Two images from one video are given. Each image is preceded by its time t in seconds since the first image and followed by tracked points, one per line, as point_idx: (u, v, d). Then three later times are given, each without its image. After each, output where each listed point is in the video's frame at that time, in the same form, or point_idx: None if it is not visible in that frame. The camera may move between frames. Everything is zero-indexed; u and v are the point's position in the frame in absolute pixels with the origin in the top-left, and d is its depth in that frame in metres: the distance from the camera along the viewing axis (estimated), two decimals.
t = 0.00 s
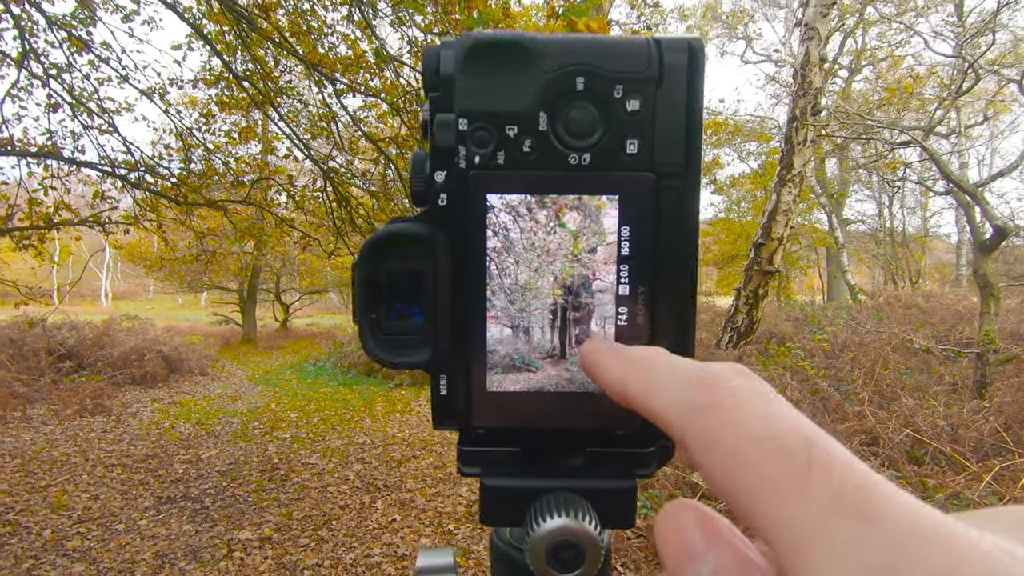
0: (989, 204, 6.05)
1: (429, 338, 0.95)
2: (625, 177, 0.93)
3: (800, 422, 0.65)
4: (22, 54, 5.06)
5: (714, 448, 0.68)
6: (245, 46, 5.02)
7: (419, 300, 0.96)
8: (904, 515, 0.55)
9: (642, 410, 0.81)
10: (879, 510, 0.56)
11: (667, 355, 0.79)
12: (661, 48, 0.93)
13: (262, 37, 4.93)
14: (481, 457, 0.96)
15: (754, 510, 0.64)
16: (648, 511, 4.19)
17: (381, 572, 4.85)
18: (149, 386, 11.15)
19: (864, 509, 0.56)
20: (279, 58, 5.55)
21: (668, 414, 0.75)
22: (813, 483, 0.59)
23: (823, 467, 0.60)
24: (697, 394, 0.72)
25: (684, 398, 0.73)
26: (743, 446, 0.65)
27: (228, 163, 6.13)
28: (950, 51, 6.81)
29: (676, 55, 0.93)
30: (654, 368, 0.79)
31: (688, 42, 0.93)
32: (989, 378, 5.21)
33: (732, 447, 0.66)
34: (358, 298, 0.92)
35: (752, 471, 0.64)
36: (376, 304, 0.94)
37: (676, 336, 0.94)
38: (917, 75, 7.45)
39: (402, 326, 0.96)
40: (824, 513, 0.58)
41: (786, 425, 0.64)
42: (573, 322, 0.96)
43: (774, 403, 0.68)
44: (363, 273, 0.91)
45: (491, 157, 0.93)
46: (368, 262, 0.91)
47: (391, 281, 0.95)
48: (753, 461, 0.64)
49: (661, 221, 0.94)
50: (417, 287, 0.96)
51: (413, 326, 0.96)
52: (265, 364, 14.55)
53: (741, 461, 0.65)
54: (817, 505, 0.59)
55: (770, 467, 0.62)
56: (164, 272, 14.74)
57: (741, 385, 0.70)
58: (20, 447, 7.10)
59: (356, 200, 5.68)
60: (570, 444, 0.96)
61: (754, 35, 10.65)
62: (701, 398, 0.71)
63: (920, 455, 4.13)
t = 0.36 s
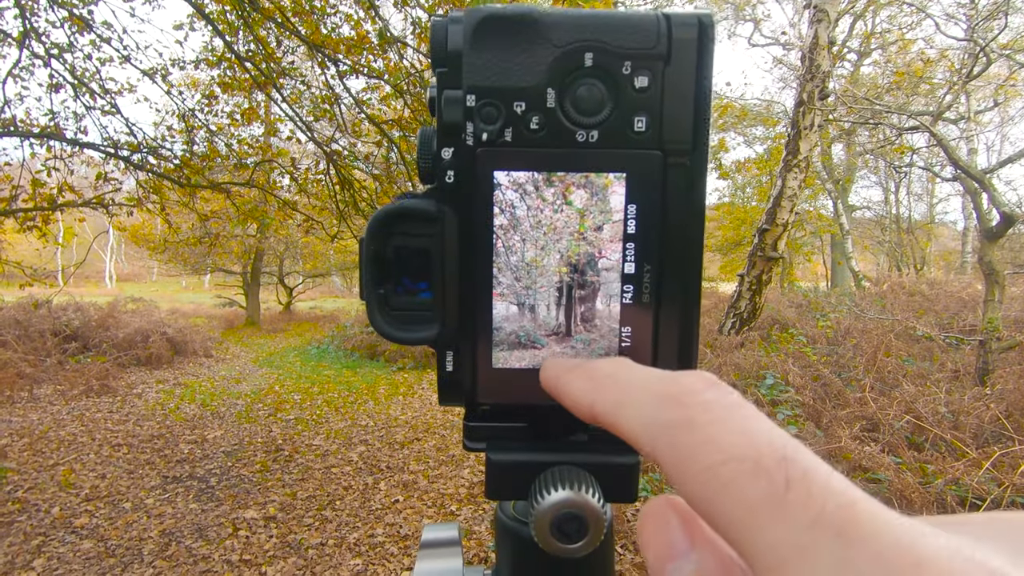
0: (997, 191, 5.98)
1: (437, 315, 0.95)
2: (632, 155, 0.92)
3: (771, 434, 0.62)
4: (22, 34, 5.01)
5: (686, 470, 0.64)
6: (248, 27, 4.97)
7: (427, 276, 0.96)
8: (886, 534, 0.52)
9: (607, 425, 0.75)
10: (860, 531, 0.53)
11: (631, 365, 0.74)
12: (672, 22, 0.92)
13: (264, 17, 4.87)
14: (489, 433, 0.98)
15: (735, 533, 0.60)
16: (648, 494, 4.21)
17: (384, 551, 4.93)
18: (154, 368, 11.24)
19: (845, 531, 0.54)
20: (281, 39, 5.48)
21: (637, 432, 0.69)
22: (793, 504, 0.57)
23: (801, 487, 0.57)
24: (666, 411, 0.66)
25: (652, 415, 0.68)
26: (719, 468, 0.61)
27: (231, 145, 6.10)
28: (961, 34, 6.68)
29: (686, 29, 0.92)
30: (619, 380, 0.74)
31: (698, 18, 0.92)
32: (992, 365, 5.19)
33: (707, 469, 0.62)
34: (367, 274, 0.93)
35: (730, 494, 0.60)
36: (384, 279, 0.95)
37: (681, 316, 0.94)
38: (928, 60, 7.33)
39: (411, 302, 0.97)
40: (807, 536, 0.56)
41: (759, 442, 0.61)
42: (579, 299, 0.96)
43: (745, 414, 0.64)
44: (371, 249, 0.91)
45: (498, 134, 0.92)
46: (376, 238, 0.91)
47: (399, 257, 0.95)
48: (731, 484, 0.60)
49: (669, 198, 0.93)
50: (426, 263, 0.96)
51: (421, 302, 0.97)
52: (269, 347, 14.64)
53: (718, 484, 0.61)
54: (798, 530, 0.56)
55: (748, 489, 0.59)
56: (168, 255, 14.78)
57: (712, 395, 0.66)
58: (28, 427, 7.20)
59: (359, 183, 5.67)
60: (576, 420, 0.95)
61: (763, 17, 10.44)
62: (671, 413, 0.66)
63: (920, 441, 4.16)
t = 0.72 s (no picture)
0: (994, 183, 5.99)
1: (437, 314, 0.96)
2: (628, 156, 0.93)
3: (699, 458, 0.49)
4: (16, 30, 4.98)
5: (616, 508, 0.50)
6: (244, 22, 4.93)
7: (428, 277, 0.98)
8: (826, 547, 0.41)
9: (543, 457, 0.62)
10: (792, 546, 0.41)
11: (568, 390, 0.62)
12: (666, 26, 0.92)
13: (260, 13, 4.83)
14: (486, 428, 0.98)
15: None
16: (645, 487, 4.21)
17: (383, 545, 4.96)
18: (152, 365, 11.22)
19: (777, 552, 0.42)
20: (277, 34, 5.46)
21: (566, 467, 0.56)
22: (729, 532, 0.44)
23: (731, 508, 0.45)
24: (592, 441, 0.53)
25: (580, 447, 0.55)
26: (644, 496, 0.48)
27: (228, 141, 6.08)
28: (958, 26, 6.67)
29: (680, 33, 0.93)
30: (550, 407, 0.61)
31: (692, 21, 0.92)
32: (988, 357, 5.21)
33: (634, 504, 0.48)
34: (368, 274, 0.95)
35: (661, 527, 0.47)
36: (386, 280, 0.97)
37: (677, 313, 0.95)
38: (925, 52, 7.32)
39: (413, 301, 0.99)
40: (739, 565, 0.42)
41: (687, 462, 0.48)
42: (577, 297, 0.98)
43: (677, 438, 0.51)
44: (373, 250, 0.93)
45: (497, 136, 0.93)
46: (377, 240, 0.93)
47: (400, 258, 0.97)
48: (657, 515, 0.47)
49: (664, 197, 0.94)
50: (426, 264, 0.98)
51: (422, 301, 0.98)
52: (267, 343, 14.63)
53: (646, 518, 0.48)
54: (728, 555, 0.43)
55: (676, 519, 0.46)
56: (164, 251, 14.73)
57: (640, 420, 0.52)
58: (27, 425, 7.20)
59: (357, 178, 5.66)
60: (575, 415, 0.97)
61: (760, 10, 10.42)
62: (596, 444, 0.53)
63: (917, 433, 4.16)
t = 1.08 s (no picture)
0: (989, 179, 6.00)
1: (435, 311, 0.97)
2: (624, 154, 0.93)
3: (741, 410, 0.55)
4: (10, 27, 4.94)
5: (657, 443, 0.56)
6: (239, 18, 4.90)
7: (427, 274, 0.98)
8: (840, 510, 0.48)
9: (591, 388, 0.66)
10: (813, 501, 0.49)
11: (626, 334, 0.65)
12: (663, 24, 0.93)
13: (256, 9, 4.79)
14: (484, 424, 0.99)
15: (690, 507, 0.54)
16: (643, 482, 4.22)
17: (382, 542, 4.98)
18: (149, 363, 11.19)
19: (796, 502, 0.49)
20: (272, 30, 5.42)
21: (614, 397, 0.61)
22: (755, 478, 0.50)
23: (762, 457, 0.51)
24: (645, 380, 0.58)
25: (631, 384, 0.59)
26: (685, 434, 0.53)
27: (224, 138, 6.05)
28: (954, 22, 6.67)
29: (676, 30, 0.93)
30: (606, 347, 0.64)
31: (688, 20, 0.93)
32: (983, 352, 5.25)
33: (675, 441, 0.54)
34: (368, 274, 0.95)
35: (691, 464, 0.53)
36: (385, 277, 0.97)
37: (674, 307, 0.96)
38: (921, 48, 7.33)
39: (411, 298, 0.99)
40: (758, 510, 0.49)
41: (729, 414, 0.54)
42: (574, 294, 0.98)
43: (724, 390, 0.56)
44: (372, 247, 0.93)
45: (494, 134, 0.93)
46: (377, 238, 0.93)
47: (399, 254, 0.97)
48: (695, 454, 0.53)
49: (662, 193, 0.94)
50: (425, 261, 0.98)
51: (421, 298, 0.99)
52: (264, 341, 14.60)
53: (681, 455, 0.54)
54: (753, 497, 0.50)
55: (709, 457, 0.52)
56: (161, 249, 14.68)
57: (692, 370, 0.57)
58: (23, 423, 7.18)
59: (353, 176, 5.63)
60: (572, 410, 0.97)
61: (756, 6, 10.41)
62: (648, 383, 0.57)
63: (913, 429, 4.20)
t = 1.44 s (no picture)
0: (982, 176, 6.04)
1: (418, 309, 0.98)
2: (602, 157, 0.95)
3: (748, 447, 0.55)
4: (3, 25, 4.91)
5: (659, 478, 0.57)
6: (233, 16, 4.88)
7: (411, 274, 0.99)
8: (833, 524, 0.46)
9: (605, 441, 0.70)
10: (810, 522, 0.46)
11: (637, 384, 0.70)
12: (638, 31, 0.95)
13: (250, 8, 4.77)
14: (469, 420, 1.00)
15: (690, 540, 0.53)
16: (638, 479, 4.24)
17: (379, 541, 4.99)
18: (145, 363, 11.16)
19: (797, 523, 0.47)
20: (267, 29, 5.41)
21: (621, 438, 0.65)
22: (753, 503, 0.49)
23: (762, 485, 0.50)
24: (651, 418, 0.61)
25: (639, 424, 0.62)
26: (683, 464, 0.55)
27: (219, 137, 6.04)
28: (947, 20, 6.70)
29: (652, 36, 0.95)
30: (621, 394, 0.69)
31: (663, 26, 0.95)
32: (976, 348, 5.28)
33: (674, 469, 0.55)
34: (353, 275, 0.96)
35: (690, 495, 0.53)
36: (369, 277, 0.98)
37: (651, 306, 0.98)
38: (915, 46, 7.36)
39: (395, 297, 1.00)
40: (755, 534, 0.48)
41: (731, 446, 0.54)
42: (554, 293, 0.99)
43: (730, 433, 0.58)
44: (356, 248, 0.94)
45: (475, 137, 0.95)
46: (361, 238, 0.94)
47: (384, 255, 0.98)
48: (693, 482, 0.53)
49: (638, 195, 0.95)
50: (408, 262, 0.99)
51: (404, 297, 1.00)
52: (260, 340, 14.57)
53: (680, 485, 0.54)
54: (750, 528, 0.49)
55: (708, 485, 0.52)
56: (156, 248, 14.64)
57: (700, 413, 0.60)
58: (18, 424, 7.15)
59: (350, 175, 5.63)
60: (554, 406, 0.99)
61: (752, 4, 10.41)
62: (655, 421, 0.61)
63: (907, 424, 4.23)
